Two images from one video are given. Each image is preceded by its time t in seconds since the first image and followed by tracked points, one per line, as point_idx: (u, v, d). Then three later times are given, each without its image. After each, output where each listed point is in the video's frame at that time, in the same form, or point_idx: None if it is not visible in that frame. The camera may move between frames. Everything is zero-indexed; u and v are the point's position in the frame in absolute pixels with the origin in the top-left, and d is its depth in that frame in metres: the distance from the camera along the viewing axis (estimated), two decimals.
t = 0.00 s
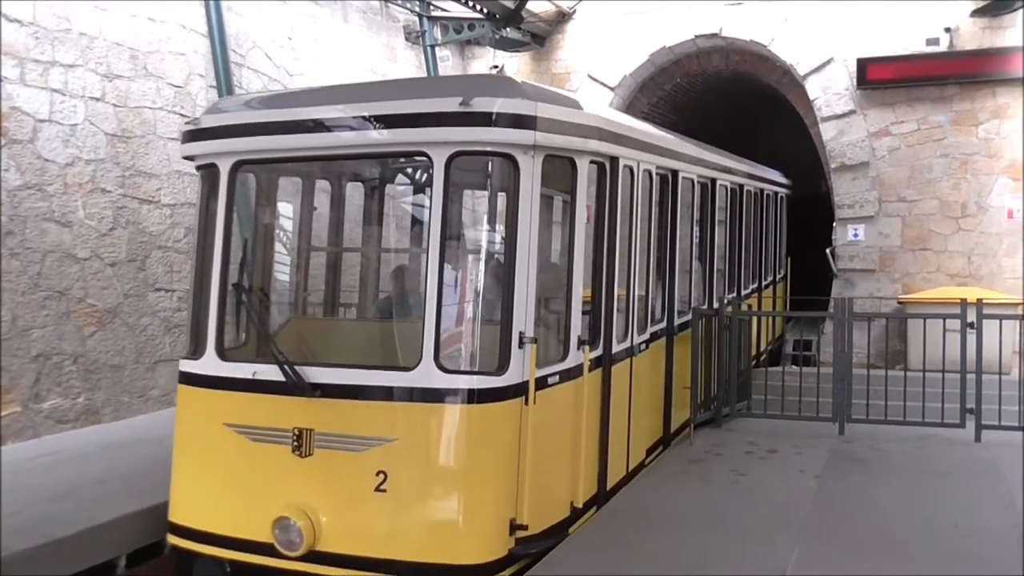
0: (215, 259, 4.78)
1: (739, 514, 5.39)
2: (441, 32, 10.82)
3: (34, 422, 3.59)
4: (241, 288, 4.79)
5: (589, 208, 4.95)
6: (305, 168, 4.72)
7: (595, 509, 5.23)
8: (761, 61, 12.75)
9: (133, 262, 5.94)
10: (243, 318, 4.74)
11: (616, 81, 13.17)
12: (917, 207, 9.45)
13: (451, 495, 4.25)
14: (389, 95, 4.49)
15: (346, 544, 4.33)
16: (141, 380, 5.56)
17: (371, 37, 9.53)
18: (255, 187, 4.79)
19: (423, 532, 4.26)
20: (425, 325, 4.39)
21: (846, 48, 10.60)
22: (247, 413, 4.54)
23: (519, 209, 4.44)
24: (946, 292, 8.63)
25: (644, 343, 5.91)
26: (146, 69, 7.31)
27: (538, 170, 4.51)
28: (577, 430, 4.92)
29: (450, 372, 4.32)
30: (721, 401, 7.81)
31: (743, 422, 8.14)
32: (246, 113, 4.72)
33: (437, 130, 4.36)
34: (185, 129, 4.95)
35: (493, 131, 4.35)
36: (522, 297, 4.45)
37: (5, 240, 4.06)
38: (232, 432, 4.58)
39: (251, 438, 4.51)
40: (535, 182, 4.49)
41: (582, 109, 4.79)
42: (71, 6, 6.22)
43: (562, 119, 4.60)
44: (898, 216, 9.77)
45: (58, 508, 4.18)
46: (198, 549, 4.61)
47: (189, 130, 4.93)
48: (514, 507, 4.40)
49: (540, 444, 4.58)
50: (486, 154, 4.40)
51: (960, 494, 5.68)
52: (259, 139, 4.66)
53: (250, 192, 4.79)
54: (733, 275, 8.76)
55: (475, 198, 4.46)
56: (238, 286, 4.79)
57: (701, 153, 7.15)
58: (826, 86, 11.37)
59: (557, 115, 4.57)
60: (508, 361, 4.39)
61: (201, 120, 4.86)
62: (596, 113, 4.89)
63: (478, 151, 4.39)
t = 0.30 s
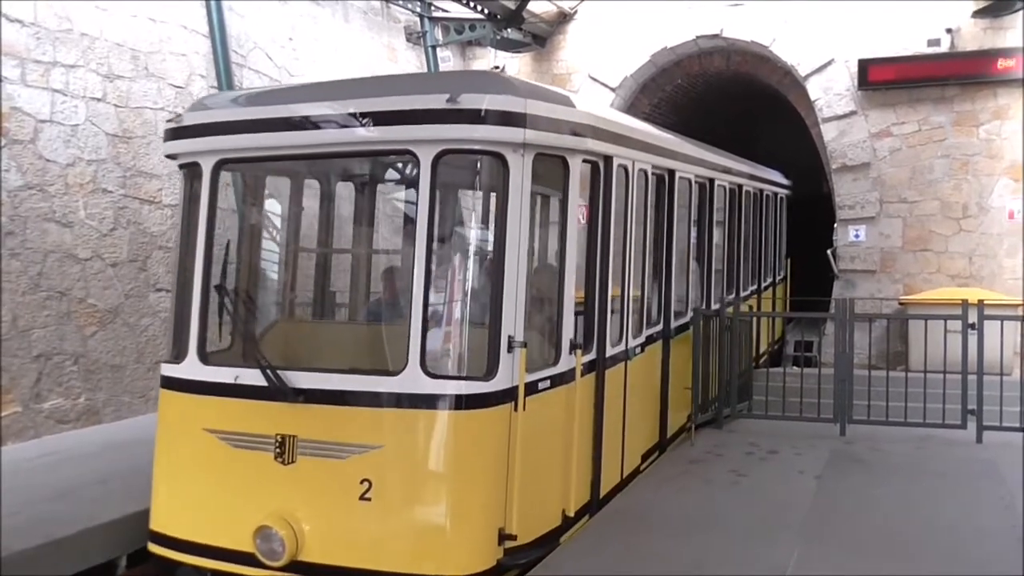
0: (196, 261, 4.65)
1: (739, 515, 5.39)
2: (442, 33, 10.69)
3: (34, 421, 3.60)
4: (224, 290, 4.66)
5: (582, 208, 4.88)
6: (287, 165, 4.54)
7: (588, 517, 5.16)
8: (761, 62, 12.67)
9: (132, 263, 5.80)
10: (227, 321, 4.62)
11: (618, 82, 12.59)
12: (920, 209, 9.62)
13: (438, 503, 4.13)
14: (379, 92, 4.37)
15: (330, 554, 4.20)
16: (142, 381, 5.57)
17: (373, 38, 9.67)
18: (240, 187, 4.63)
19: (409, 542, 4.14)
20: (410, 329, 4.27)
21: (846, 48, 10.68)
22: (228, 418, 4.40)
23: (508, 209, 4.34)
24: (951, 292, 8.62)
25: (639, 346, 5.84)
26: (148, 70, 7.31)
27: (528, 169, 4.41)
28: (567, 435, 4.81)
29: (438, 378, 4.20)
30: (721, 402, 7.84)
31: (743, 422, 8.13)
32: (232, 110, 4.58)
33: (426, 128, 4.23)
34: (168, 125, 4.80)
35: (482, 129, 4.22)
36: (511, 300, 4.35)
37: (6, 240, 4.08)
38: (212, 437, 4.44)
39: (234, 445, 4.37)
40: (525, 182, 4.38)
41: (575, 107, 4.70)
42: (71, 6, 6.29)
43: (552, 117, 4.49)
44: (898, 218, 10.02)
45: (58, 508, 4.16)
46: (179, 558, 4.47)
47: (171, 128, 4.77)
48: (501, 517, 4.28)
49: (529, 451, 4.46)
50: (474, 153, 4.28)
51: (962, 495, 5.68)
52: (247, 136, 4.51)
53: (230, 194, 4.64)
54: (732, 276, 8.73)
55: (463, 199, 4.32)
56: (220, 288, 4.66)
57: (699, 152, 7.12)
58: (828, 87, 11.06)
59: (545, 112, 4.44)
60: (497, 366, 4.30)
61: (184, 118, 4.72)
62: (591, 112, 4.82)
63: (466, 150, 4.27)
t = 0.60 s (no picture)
0: (178, 262, 4.47)
1: (738, 514, 5.40)
2: (441, 32, 10.62)
3: (32, 421, 3.71)
4: (205, 290, 4.46)
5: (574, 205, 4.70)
6: (263, 163, 4.36)
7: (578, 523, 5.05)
8: (760, 61, 12.65)
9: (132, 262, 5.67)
10: (211, 321, 4.43)
11: (616, 82, 12.63)
12: (916, 207, 9.72)
13: (422, 509, 3.97)
14: (369, 87, 4.19)
15: (311, 561, 4.04)
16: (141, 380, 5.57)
17: (372, 37, 9.68)
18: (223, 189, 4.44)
19: (393, 549, 3.98)
20: (394, 332, 4.09)
21: (846, 48, 10.71)
22: (208, 421, 4.23)
23: (497, 207, 4.15)
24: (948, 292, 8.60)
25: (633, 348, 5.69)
26: (146, 69, 7.30)
27: (517, 166, 4.21)
28: (558, 437, 4.63)
29: (422, 381, 4.03)
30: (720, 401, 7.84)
31: (742, 422, 8.14)
32: (217, 105, 4.38)
33: (411, 125, 4.05)
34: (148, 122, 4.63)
35: (468, 126, 4.04)
36: (497, 302, 4.15)
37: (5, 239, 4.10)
38: (191, 441, 4.26)
39: (214, 450, 4.20)
40: (513, 178, 4.19)
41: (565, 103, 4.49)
42: (70, 5, 6.31)
43: (538, 111, 4.27)
44: (897, 217, 10.01)
45: (59, 508, 4.08)
46: (156, 564, 4.30)
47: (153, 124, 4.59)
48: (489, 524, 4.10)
49: (517, 455, 4.27)
50: (461, 150, 4.09)
51: (960, 495, 5.68)
52: (228, 132, 4.34)
53: (217, 193, 4.45)
54: (729, 275, 8.70)
55: (448, 199, 4.14)
56: (202, 289, 4.46)
57: (694, 150, 7.02)
58: (825, 87, 11.14)
59: (534, 106, 4.25)
60: (484, 368, 4.10)
61: (164, 113, 4.55)
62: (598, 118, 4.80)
63: (453, 147, 4.09)
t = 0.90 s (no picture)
0: (156, 262, 4.36)
1: (737, 514, 5.39)
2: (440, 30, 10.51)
3: (31, 419, 3.70)
4: (184, 292, 4.37)
5: (565, 204, 4.63)
6: (246, 159, 4.27)
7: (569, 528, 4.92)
8: (759, 60, 12.63)
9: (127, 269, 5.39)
10: (189, 322, 4.34)
11: (615, 80, 12.53)
12: (915, 207, 10.02)
13: (408, 516, 3.87)
14: (353, 82, 4.09)
15: (290, 570, 3.94)
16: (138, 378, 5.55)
17: (370, 36, 9.65)
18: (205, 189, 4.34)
19: (378, 557, 3.87)
20: (377, 333, 4.01)
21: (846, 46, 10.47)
22: (186, 426, 4.10)
23: (483, 207, 4.04)
24: (944, 292, 8.59)
25: (625, 349, 5.58)
26: (145, 68, 7.30)
27: (504, 163, 4.10)
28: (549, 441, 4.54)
29: (405, 385, 3.92)
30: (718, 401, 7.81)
31: (743, 421, 8.14)
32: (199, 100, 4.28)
33: (394, 121, 3.96)
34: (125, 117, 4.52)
35: (454, 120, 3.95)
36: (483, 302, 4.02)
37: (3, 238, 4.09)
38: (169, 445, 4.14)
39: (192, 455, 4.09)
40: (500, 176, 4.08)
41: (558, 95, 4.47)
42: (68, 4, 6.38)
43: (528, 107, 4.18)
44: (897, 216, 10.10)
45: (59, 507, 4.07)
46: (131, 571, 4.19)
47: (130, 120, 4.49)
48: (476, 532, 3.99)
49: (506, 460, 4.17)
50: (446, 146, 4.00)
51: (959, 494, 5.69)
52: (207, 128, 4.23)
53: (197, 188, 4.35)
54: (726, 277, 8.66)
55: (438, 197, 4.05)
56: (181, 289, 4.36)
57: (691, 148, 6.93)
58: (824, 86, 10.60)
59: (521, 102, 4.15)
60: (469, 372, 3.99)
61: (144, 109, 4.42)
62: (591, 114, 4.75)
63: (437, 143, 3.99)
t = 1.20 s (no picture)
0: (137, 261, 4.34)
1: (737, 513, 5.40)
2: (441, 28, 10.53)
3: (31, 418, 3.72)
4: (165, 292, 4.34)
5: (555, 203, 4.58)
6: (231, 154, 4.24)
7: (561, 533, 4.85)
8: (759, 59, 12.61)
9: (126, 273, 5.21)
10: (172, 322, 4.32)
11: (615, 78, 12.85)
12: (916, 206, 9.76)
13: (394, 523, 3.84)
14: (340, 76, 4.05)
15: None
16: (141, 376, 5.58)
17: (370, 34, 9.37)
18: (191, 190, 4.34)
19: (363, 565, 3.84)
20: (363, 333, 3.97)
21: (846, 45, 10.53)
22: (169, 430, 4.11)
23: (470, 205, 4.01)
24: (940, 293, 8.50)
25: (619, 350, 5.54)
26: (145, 67, 7.32)
27: (492, 160, 4.08)
28: (538, 445, 4.50)
29: (391, 389, 3.90)
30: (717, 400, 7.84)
31: (743, 420, 8.14)
32: (188, 95, 4.25)
33: (378, 116, 3.94)
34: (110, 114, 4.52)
35: (442, 116, 3.91)
36: (471, 301, 4.01)
37: (3, 238, 4.10)
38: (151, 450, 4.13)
39: (173, 460, 4.09)
40: (488, 173, 4.05)
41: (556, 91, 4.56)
42: (68, 4, 6.48)
43: (517, 102, 4.16)
44: (897, 215, 10.01)
45: (59, 508, 4.09)
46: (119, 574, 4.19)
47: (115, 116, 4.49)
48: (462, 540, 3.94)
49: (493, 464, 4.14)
50: (434, 142, 3.97)
51: (958, 492, 5.69)
52: (190, 125, 4.23)
53: (177, 187, 4.36)
54: (722, 277, 8.61)
55: (428, 194, 4.00)
56: (163, 289, 4.34)
57: (688, 146, 6.88)
58: (824, 84, 11.31)
59: (509, 97, 4.12)
60: (456, 376, 3.96)
61: (127, 105, 4.40)
62: (593, 114, 4.83)
63: (424, 140, 3.96)
